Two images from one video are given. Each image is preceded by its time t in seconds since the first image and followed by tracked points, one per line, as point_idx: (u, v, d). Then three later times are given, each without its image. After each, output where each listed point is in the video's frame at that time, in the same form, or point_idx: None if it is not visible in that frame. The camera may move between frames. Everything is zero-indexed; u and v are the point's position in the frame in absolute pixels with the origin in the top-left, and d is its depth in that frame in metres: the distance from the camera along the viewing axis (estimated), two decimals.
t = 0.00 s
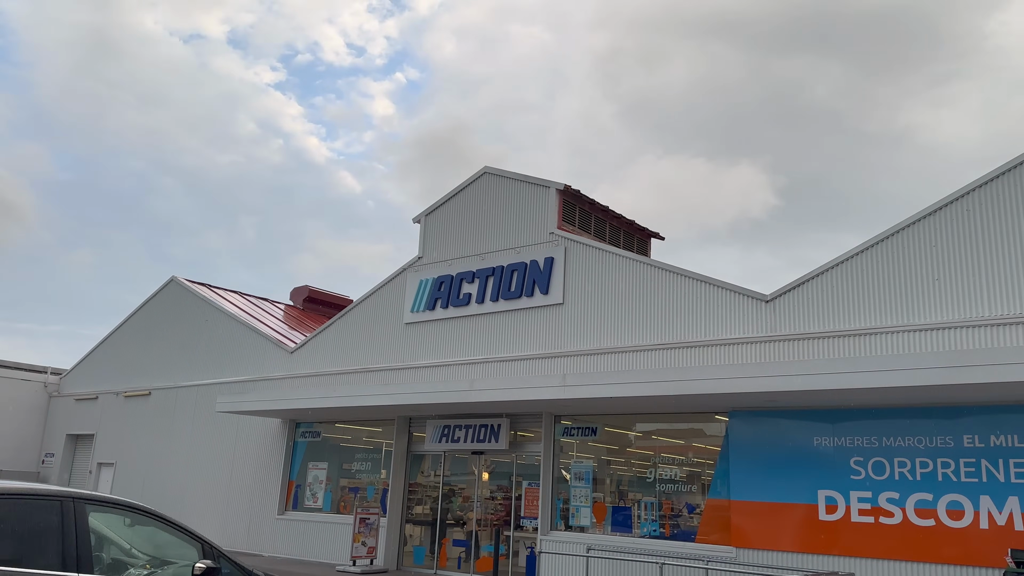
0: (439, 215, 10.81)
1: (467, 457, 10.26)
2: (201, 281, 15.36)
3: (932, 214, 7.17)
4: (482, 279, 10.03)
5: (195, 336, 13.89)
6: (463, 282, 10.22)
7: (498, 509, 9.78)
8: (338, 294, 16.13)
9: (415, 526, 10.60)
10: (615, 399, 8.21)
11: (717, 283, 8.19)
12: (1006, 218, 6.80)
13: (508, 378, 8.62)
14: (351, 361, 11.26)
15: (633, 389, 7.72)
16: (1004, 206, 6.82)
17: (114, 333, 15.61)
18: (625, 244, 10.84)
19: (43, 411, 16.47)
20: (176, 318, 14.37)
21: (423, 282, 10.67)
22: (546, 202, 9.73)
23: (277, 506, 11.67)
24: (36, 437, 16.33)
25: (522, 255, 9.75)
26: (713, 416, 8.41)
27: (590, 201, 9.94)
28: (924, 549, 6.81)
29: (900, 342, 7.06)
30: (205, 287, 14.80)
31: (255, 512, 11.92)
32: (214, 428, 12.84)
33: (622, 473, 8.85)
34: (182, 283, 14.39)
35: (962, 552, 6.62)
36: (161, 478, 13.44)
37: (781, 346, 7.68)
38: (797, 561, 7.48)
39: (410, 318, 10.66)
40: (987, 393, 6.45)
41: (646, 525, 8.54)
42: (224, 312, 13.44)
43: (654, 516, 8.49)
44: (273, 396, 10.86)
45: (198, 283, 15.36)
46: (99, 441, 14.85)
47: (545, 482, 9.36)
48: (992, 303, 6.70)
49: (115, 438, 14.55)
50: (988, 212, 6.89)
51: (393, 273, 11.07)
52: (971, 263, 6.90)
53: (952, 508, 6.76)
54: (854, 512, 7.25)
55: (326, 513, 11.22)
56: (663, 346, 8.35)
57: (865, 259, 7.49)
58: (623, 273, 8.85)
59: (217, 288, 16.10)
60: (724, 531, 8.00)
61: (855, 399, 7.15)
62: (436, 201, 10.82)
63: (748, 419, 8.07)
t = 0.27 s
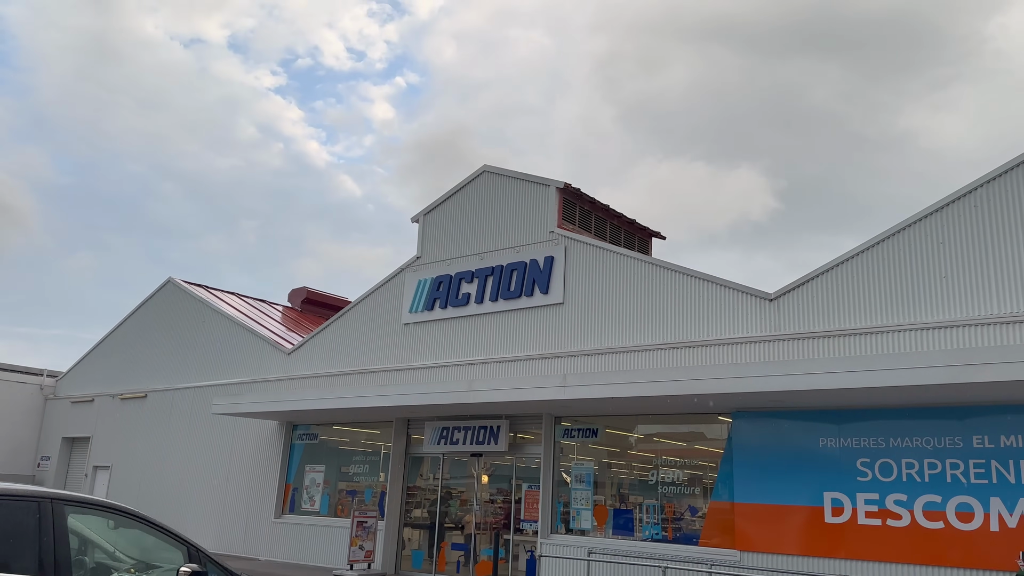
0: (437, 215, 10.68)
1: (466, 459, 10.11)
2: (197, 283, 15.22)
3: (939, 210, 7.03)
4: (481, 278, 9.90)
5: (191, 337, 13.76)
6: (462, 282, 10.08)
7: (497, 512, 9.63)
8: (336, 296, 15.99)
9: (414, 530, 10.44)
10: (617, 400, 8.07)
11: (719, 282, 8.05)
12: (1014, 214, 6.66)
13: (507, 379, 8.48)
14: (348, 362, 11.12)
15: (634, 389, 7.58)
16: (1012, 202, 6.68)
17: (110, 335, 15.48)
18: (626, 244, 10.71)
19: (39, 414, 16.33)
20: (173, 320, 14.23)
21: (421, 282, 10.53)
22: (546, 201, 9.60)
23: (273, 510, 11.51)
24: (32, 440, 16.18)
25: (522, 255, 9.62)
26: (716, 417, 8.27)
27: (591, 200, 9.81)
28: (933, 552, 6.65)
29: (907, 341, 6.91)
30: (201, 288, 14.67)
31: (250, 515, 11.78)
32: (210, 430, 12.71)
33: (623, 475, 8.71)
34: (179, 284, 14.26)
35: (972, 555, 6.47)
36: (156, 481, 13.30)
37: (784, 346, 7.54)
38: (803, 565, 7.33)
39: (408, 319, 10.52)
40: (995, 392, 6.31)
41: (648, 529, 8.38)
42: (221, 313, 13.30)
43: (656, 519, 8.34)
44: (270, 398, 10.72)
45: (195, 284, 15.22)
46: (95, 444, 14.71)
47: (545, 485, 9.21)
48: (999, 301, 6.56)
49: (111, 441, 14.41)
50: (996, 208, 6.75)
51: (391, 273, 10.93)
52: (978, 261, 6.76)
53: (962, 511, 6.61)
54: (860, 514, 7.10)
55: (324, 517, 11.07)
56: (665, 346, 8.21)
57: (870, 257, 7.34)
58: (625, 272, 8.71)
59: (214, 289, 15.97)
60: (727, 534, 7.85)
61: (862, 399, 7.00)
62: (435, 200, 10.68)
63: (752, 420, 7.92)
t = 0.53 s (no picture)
0: (436, 215, 10.54)
1: (466, 463, 9.95)
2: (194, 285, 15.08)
3: (946, 207, 6.87)
4: (480, 279, 9.75)
5: (188, 340, 13.62)
6: (461, 283, 9.93)
7: (497, 517, 9.47)
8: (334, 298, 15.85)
9: (412, 535, 10.28)
10: (618, 402, 7.91)
11: (722, 281, 7.91)
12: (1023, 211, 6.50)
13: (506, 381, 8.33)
14: (345, 364, 10.97)
15: (636, 390, 7.43)
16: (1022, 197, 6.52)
17: (106, 338, 15.33)
18: (627, 243, 10.57)
19: (35, 418, 16.16)
20: (169, 323, 14.08)
21: (419, 283, 10.39)
22: (545, 200, 9.47)
23: (270, 515, 11.35)
24: (28, 445, 16.01)
25: (521, 255, 9.47)
26: (719, 419, 8.12)
27: (591, 199, 9.67)
28: (943, 556, 6.50)
29: (914, 340, 6.75)
30: (198, 291, 14.52)
31: (247, 520, 11.62)
32: (206, 434, 12.56)
33: (625, 479, 8.55)
34: (175, 286, 14.12)
35: (983, 560, 6.31)
36: (152, 485, 13.14)
37: (788, 346, 7.39)
38: (809, 569, 7.17)
39: (406, 320, 10.37)
40: (1005, 392, 6.16)
41: (651, 533, 8.22)
42: (218, 316, 13.15)
43: (659, 523, 8.18)
44: (266, 401, 10.57)
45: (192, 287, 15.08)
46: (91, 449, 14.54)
47: (545, 489, 9.05)
48: (1008, 299, 6.40)
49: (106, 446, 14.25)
50: (1004, 204, 6.59)
51: (388, 274, 10.79)
52: (986, 258, 6.61)
53: (972, 514, 6.45)
54: (868, 518, 6.94)
55: (321, 521, 10.91)
56: (667, 346, 8.06)
57: (876, 254, 7.19)
58: (625, 271, 8.56)
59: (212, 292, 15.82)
60: (731, 538, 7.69)
61: (869, 399, 6.85)
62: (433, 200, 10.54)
63: (756, 422, 7.77)
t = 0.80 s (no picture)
0: (435, 217, 10.40)
1: (466, 469, 9.79)
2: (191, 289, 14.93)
3: (955, 207, 6.72)
4: (480, 282, 9.61)
5: (184, 345, 13.46)
6: (460, 286, 9.79)
7: (497, 524, 9.31)
8: (332, 302, 15.70)
9: (411, 542, 10.11)
10: (620, 406, 7.75)
11: (725, 283, 7.76)
12: None
13: (506, 385, 8.17)
14: (343, 369, 10.81)
15: (639, 394, 7.27)
16: None
17: (102, 343, 15.17)
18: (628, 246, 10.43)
19: (30, 424, 15.98)
20: (166, 327, 13.93)
21: (418, 286, 10.24)
22: (545, 201, 9.33)
23: (267, 522, 11.19)
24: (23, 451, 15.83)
25: (521, 257, 9.33)
26: (723, 424, 7.96)
27: (592, 200, 9.54)
28: (954, 565, 6.34)
29: (922, 343, 6.60)
30: (195, 295, 14.37)
31: (243, 527, 11.46)
32: (202, 440, 12.40)
33: (627, 486, 8.39)
34: (172, 290, 13.97)
35: (997, 568, 6.15)
36: (148, 492, 12.97)
37: (794, 349, 7.23)
38: None
39: (404, 324, 10.23)
40: (1017, 395, 6.00)
41: (653, 540, 8.06)
42: (215, 320, 13.00)
43: (662, 530, 8.02)
44: (263, 406, 10.41)
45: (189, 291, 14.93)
46: (86, 455, 14.37)
47: (545, 495, 8.88)
48: (1018, 300, 6.25)
49: (102, 452, 14.08)
50: (1014, 203, 6.44)
51: (387, 277, 10.64)
52: (996, 259, 6.46)
53: (984, 521, 6.29)
54: (876, 525, 6.77)
55: (319, 529, 10.74)
56: (669, 350, 7.91)
57: (883, 255, 7.04)
58: (627, 274, 8.42)
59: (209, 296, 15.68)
60: (736, 546, 7.52)
61: (878, 404, 6.69)
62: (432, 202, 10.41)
63: (761, 427, 7.61)
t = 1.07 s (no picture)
0: (434, 217, 10.27)
1: (466, 473, 9.63)
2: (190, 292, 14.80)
3: (965, 203, 6.57)
4: (480, 282, 9.47)
5: (182, 348, 13.33)
6: (460, 287, 9.65)
7: (498, 529, 9.15)
8: (332, 305, 15.55)
9: (411, 547, 9.95)
10: (623, 408, 7.60)
11: (730, 282, 7.61)
12: None
13: (506, 387, 8.02)
14: (341, 372, 10.66)
15: (642, 395, 7.12)
16: None
17: (99, 347, 15.04)
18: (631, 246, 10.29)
19: (28, 429, 15.84)
20: (164, 330, 13.80)
21: (418, 287, 10.10)
22: (546, 201, 9.19)
23: (265, 527, 11.04)
24: (20, 456, 15.69)
25: (522, 257, 9.19)
26: (728, 426, 7.80)
27: (594, 200, 9.40)
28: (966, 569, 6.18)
29: (932, 341, 6.44)
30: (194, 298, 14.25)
31: (241, 532, 11.31)
32: (200, 444, 12.26)
33: (630, 489, 8.23)
34: (170, 293, 13.85)
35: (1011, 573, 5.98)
36: (145, 497, 12.83)
37: (800, 349, 7.07)
38: None
39: (404, 326, 10.09)
40: None
41: (657, 545, 7.89)
42: (213, 323, 12.87)
43: (666, 535, 7.85)
44: (260, 409, 10.27)
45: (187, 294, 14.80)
46: (84, 459, 14.23)
47: (547, 499, 8.72)
48: None
49: (99, 456, 13.93)
50: None
51: (386, 278, 10.50)
52: (1007, 255, 6.29)
53: (998, 524, 6.12)
54: (886, 528, 6.61)
55: (317, 534, 10.59)
56: (673, 350, 7.75)
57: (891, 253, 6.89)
58: (629, 273, 8.27)
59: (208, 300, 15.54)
60: (742, 550, 7.36)
61: (887, 404, 6.53)
62: (431, 202, 10.28)
63: (767, 429, 7.46)
